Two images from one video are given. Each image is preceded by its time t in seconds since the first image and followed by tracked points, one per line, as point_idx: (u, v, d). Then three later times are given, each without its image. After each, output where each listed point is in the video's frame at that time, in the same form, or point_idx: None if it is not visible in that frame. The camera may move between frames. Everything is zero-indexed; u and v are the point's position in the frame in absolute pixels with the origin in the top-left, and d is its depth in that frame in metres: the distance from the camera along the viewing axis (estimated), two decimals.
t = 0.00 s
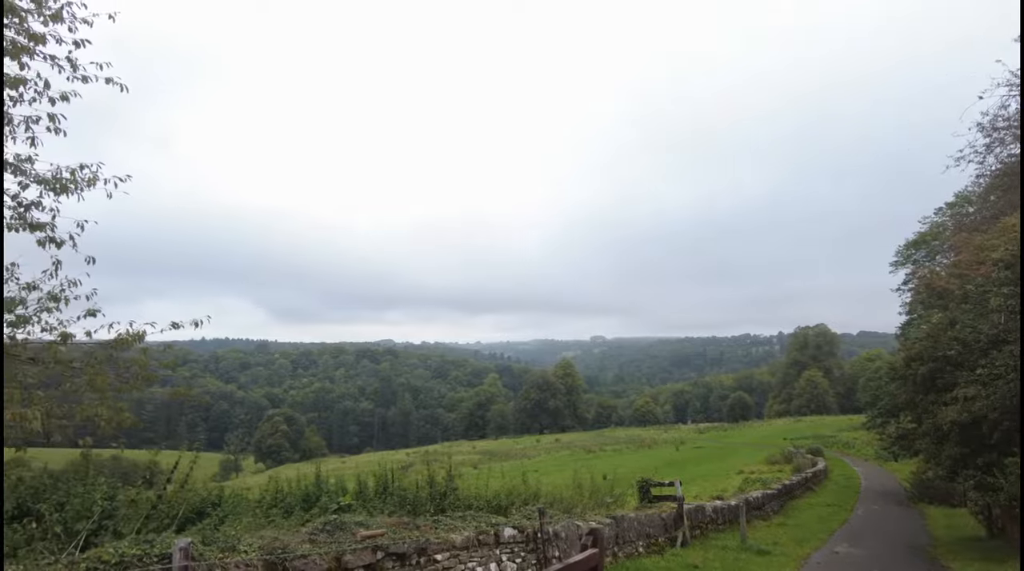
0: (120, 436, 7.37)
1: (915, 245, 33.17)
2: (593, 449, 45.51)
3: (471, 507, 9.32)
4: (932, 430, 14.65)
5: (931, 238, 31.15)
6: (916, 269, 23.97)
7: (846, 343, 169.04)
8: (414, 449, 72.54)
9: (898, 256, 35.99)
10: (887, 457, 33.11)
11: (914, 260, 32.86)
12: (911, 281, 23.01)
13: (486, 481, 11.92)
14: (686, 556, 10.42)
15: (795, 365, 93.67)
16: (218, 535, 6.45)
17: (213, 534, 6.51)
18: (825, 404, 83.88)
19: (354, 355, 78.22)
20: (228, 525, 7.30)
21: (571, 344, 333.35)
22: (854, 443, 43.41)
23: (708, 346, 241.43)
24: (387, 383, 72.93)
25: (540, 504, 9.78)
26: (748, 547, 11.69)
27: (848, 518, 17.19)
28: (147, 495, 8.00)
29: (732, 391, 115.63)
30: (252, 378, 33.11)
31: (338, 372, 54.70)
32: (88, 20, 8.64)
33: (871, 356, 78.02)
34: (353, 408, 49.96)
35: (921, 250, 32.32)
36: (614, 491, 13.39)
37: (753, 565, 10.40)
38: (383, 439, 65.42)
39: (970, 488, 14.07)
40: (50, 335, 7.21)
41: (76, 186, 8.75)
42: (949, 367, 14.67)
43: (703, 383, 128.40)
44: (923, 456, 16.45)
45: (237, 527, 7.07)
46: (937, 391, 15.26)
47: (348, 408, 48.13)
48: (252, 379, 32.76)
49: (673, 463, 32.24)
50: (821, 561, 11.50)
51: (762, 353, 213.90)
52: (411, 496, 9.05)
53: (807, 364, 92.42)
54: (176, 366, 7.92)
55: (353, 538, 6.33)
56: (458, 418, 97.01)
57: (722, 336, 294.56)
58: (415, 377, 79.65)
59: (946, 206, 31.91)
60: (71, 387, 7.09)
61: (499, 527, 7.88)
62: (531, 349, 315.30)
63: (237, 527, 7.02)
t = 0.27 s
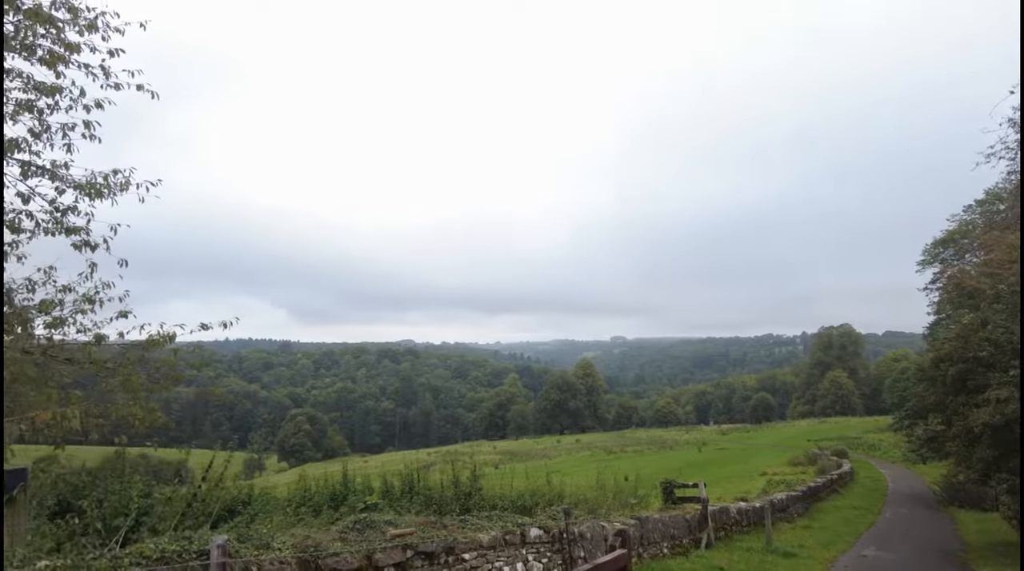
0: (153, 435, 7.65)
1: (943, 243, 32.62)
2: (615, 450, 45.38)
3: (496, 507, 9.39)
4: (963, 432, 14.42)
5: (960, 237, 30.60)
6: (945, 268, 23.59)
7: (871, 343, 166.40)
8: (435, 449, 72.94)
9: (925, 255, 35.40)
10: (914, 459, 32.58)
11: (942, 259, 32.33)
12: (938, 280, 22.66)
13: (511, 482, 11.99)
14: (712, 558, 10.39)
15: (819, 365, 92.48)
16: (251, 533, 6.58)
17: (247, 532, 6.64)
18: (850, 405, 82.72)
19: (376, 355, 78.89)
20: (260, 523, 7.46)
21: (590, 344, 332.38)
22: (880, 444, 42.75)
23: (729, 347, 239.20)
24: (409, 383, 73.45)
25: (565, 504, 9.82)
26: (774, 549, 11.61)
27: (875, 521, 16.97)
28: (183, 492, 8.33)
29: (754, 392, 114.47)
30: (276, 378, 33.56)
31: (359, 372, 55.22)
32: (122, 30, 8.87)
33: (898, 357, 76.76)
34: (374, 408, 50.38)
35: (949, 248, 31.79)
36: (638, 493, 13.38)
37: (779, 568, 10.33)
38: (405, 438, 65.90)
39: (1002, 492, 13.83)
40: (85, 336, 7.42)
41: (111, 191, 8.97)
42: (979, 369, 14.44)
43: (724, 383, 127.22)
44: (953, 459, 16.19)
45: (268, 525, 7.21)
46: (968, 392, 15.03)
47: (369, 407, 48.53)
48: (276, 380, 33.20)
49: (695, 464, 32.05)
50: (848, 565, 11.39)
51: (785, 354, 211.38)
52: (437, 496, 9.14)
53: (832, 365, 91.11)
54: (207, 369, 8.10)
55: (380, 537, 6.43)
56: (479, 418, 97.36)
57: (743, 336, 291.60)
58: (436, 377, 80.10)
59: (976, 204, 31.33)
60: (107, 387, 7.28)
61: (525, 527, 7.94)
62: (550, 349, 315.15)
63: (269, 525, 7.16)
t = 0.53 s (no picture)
0: (189, 432, 7.89)
1: (978, 240, 31.91)
2: (640, 451, 45.12)
3: (525, 506, 9.45)
4: (1001, 433, 14.11)
5: (995, 234, 29.91)
6: (980, 266, 23.08)
7: (902, 343, 162.96)
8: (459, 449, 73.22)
9: (959, 253, 34.65)
10: (948, 461, 31.88)
11: (976, 256, 31.63)
12: (973, 278, 22.19)
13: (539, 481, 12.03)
14: (742, 559, 10.32)
15: (848, 365, 90.89)
16: (289, 529, 6.73)
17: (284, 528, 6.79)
18: (881, 406, 81.15)
19: (400, 355, 79.49)
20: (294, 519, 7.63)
21: (612, 344, 330.78)
22: (913, 446, 41.91)
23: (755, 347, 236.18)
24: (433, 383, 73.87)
25: (594, 504, 9.84)
26: (805, 551, 11.50)
27: (909, 524, 16.67)
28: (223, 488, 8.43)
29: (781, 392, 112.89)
30: (304, 377, 34.03)
31: (384, 372, 55.69)
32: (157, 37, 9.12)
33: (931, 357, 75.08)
34: (398, 407, 50.78)
35: (984, 246, 31.08)
36: (666, 493, 13.33)
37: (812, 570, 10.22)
38: (429, 438, 66.28)
39: None
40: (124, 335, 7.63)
41: (148, 195, 9.20)
42: (1017, 368, 14.12)
43: (751, 383, 125.65)
44: (990, 461, 15.83)
45: (304, 522, 7.36)
46: (1005, 392, 14.70)
47: (393, 407, 48.90)
48: (303, 379, 33.65)
49: (722, 466, 31.74)
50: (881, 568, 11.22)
51: (812, 354, 208.01)
52: (467, 495, 9.23)
53: (862, 364, 89.47)
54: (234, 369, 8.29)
55: (416, 534, 6.53)
56: (503, 418, 97.48)
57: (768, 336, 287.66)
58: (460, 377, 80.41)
59: (1011, 200, 30.60)
60: (144, 385, 7.52)
61: (556, 526, 7.99)
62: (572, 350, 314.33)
63: (305, 522, 7.31)
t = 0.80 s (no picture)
0: (231, 431, 8.10)
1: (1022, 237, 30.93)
2: (670, 451, 44.71)
3: (560, 505, 9.50)
4: None
5: None
6: None
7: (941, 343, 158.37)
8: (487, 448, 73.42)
9: (1002, 249, 33.62)
10: (991, 465, 30.94)
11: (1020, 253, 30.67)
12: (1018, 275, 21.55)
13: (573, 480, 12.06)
14: (779, 562, 10.21)
15: (885, 365, 88.73)
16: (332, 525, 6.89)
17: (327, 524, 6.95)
18: (920, 407, 79.00)
19: (430, 355, 80.03)
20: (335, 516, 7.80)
21: (639, 344, 328.14)
22: (953, 449, 40.76)
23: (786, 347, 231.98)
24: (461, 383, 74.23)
25: (628, 504, 9.83)
26: (844, 554, 11.31)
27: (951, 529, 16.26)
28: (266, 484, 8.80)
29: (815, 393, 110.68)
30: (335, 376, 34.46)
31: (413, 371, 56.16)
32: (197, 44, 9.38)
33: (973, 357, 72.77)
34: (427, 406, 51.11)
35: None
36: (700, 494, 13.22)
37: None
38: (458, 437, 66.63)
39: None
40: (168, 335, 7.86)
41: (188, 198, 9.50)
42: None
43: (783, 384, 123.41)
44: None
45: (345, 518, 7.52)
46: None
47: (422, 405, 49.26)
48: (334, 378, 34.11)
49: (754, 467, 31.30)
50: None
51: (846, 354, 203.46)
52: (502, 493, 9.32)
53: (899, 365, 87.33)
54: (273, 369, 8.38)
55: (455, 531, 6.64)
56: (531, 418, 97.43)
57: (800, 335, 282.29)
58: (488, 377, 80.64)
59: None
60: (186, 385, 7.70)
61: (592, 525, 8.03)
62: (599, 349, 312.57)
63: (346, 518, 7.47)
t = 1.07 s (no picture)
0: (275, 429, 8.35)
1: None
2: (705, 452, 44.15)
3: (597, 505, 9.53)
4: None
5: None
6: None
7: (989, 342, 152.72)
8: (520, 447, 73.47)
9: None
10: None
11: None
12: None
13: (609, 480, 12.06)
14: (821, 564, 10.06)
15: (928, 365, 85.97)
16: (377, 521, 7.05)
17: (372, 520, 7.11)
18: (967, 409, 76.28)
19: (462, 354, 80.48)
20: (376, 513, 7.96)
21: (671, 344, 324.42)
22: (1002, 452, 39.32)
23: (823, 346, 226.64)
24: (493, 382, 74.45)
25: (666, 504, 9.81)
26: (888, 558, 11.08)
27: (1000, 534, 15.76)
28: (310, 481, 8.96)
29: (854, 394, 107.90)
30: (370, 375, 34.88)
31: (446, 370, 56.53)
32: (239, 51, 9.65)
33: None
34: (460, 405, 51.40)
35: None
36: (739, 496, 13.07)
37: None
38: (491, 436, 66.84)
39: None
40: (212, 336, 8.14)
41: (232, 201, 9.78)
42: None
43: (821, 384, 120.62)
44: None
45: (388, 515, 7.68)
46: None
47: (455, 404, 49.57)
48: (370, 377, 34.57)
49: (792, 469, 30.75)
50: None
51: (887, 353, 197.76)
52: (540, 492, 9.38)
53: (943, 365, 84.54)
54: (313, 369, 8.63)
55: (498, 529, 6.72)
56: (563, 418, 97.23)
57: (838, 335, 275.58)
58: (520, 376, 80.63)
59: None
60: (230, 383, 8.01)
61: (631, 524, 8.05)
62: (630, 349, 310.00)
63: (390, 514, 7.63)
